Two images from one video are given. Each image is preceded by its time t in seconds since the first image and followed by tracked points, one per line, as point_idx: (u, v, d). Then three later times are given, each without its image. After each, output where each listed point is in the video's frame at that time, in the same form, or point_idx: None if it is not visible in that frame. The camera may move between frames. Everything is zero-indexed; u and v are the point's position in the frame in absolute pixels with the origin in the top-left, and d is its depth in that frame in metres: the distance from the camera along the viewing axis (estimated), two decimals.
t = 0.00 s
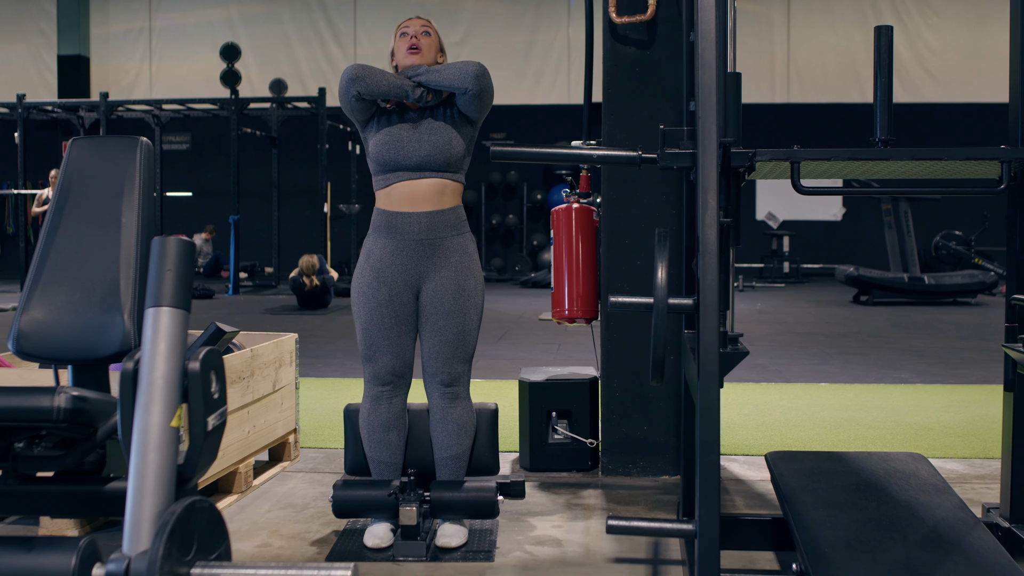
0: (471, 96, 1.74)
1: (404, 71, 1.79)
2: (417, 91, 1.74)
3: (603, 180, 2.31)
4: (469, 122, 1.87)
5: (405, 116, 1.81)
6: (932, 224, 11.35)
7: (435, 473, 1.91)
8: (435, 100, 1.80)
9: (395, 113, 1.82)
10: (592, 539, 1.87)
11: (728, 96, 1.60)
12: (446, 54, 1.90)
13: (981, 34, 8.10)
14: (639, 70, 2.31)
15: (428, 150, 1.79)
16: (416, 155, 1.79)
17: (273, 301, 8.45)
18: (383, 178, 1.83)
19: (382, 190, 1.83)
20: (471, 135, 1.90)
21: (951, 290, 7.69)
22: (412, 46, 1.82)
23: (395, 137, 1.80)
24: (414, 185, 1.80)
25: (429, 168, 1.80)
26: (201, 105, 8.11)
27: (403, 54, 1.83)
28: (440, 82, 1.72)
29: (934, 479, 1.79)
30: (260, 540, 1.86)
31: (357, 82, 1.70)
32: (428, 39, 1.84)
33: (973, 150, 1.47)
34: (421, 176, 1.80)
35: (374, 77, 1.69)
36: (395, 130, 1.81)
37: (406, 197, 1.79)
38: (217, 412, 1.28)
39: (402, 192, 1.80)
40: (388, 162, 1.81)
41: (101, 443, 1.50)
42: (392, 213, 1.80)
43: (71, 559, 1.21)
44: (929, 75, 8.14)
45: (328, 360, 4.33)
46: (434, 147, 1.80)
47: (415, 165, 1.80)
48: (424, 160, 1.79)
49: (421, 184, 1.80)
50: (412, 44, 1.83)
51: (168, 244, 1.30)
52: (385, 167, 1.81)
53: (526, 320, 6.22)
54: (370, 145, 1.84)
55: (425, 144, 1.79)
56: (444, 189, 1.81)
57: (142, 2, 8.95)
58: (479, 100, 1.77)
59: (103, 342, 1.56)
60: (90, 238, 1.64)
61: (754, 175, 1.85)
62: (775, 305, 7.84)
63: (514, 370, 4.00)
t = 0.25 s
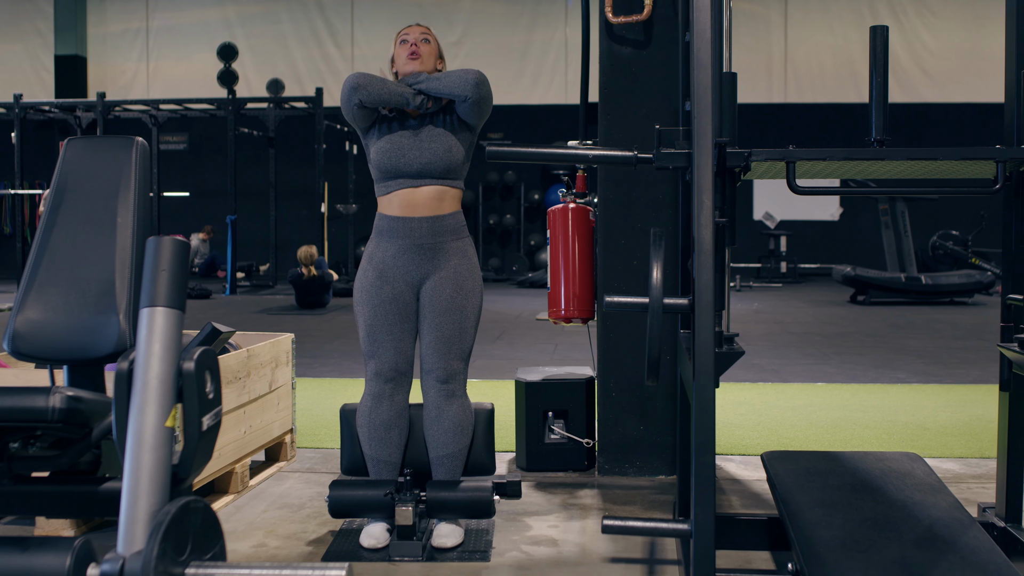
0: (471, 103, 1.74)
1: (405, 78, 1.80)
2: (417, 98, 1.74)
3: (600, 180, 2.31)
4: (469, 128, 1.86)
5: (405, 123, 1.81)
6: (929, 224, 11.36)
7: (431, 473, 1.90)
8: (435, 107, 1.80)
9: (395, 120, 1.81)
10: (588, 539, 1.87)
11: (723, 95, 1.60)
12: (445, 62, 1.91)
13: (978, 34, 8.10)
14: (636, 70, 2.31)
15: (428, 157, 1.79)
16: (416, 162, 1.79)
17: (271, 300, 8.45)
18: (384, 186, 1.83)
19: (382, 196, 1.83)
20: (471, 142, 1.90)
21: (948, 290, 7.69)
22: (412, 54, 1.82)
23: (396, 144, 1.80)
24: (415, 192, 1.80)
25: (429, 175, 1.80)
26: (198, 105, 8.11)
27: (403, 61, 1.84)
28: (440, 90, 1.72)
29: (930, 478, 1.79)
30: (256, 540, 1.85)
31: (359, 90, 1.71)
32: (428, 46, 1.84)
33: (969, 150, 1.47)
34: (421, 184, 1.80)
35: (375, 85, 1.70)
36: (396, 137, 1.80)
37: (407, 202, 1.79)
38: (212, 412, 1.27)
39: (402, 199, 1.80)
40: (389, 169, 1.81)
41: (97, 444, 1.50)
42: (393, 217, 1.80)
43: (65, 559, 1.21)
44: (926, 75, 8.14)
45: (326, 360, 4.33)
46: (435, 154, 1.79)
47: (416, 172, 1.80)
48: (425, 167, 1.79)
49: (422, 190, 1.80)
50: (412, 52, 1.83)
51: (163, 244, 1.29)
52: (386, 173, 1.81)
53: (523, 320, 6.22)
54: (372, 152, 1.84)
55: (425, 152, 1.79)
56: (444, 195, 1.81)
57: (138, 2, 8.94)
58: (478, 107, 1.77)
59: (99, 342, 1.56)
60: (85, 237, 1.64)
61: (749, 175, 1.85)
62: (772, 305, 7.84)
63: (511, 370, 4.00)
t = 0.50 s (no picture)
0: (470, 114, 1.74)
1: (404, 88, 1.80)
2: (416, 109, 1.74)
3: (596, 180, 2.31)
4: (467, 137, 1.86)
5: (405, 132, 1.81)
6: (927, 224, 11.37)
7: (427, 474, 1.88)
8: (435, 117, 1.79)
9: (395, 129, 1.81)
10: (585, 539, 1.87)
11: (719, 95, 1.60)
12: (445, 71, 1.90)
13: (975, 35, 8.11)
14: (632, 71, 2.31)
15: (428, 167, 1.79)
16: (415, 173, 1.79)
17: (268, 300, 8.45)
18: (384, 194, 1.83)
19: (381, 204, 1.83)
20: (470, 150, 1.90)
21: (945, 290, 7.69)
22: (412, 64, 1.82)
23: (395, 154, 1.80)
24: (415, 200, 1.80)
25: (429, 184, 1.80)
26: (195, 105, 8.12)
27: (403, 71, 1.84)
28: (439, 101, 1.72)
29: (926, 478, 1.80)
30: (252, 541, 1.85)
31: (358, 100, 1.71)
32: (427, 56, 1.84)
33: (964, 150, 1.47)
34: (420, 193, 1.80)
35: (376, 97, 1.70)
36: (395, 147, 1.80)
37: (406, 208, 1.80)
38: (207, 412, 1.28)
39: (402, 207, 1.80)
40: (388, 178, 1.81)
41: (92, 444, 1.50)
42: (392, 222, 1.81)
43: (61, 559, 1.21)
44: (923, 76, 8.15)
45: (323, 360, 4.33)
46: (434, 164, 1.80)
47: (414, 181, 1.80)
48: (424, 176, 1.80)
49: (421, 198, 1.80)
50: (412, 62, 1.83)
51: (158, 244, 1.29)
52: (385, 181, 1.81)
53: (521, 320, 6.22)
54: (371, 160, 1.84)
55: (424, 162, 1.79)
56: (442, 203, 1.82)
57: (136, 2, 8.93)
58: (477, 118, 1.77)
59: (94, 342, 1.56)
60: (81, 238, 1.64)
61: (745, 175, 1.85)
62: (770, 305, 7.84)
63: (508, 370, 4.00)
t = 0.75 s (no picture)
0: (468, 114, 1.74)
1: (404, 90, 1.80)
2: (415, 109, 1.74)
3: (594, 179, 2.31)
4: (465, 139, 1.86)
5: (404, 132, 1.81)
6: (926, 224, 11.37)
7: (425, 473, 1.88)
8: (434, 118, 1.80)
9: (394, 129, 1.81)
10: (583, 540, 1.87)
11: (716, 95, 1.60)
12: (444, 76, 1.91)
13: (973, 35, 8.12)
14: (630, 71, 2.31)
15: (426, 166, 1.79)
16: (413, 173, 1.79)
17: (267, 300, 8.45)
18: (381, 193, 1.83)
19: (379, 203, 1.84)
20: (468, 152, 1.90)
21: (944, 290, 7.69)
22: (412, 68, 1.82)
23: (394, 154, 1.80)
24: (413, 199, 1.80)
25: (427, 183, 1.80)
26: (194, 105, 8.13)
27: (403, 74, 1.84)
28: (438, 100, 1.72)
29: (924, 478, 1.80)
30: (250, 540, 1.86)
31: (358, 98, 1.71)
32: (427, 61, 1.84)
33: (962, 150, 1.47)
34: (417, 193, 1.80)
35: (375, 96, 1.70)
36: (394, 147, 1.80)
37: (404, 208, 1.80)
38: (203, 412, 1.28)
39: (399, 207, 1.80)
40: (386, 178, 1.81)
41: (89, 444, 1.50)
42: (390, 223, 1.81)
43: (57, 559, 1.21)
44: (922, 75, 8.15)
45: (321, 360, 4.34)
46: (432, 164, 1.80)
47: (413, 180, 1.80)
48: (422, 176, 1.80)
49: (418, 198, 1.80)
50: (412, 65, 1.83)
51: (155, 244, 1.29)
52: (383, 181, 1.81)
53: (520, 320, 6.22)
54: (370, 160, 1.84)
55: (422, 163, 1.79)
56: (440, 204, 1.82)
57: (135, 2, 8.93)
58: (475, 118, 1.77)
59: (92, 342, 1.56)
60: (78, 238, 1.64)
61: (743, 175, 1.85)
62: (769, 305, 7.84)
63: (507, 370, 4.01)
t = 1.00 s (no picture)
0: (467, 113, 1.74)
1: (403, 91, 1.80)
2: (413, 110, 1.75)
3: (592, 180, 2.31)
4: (464, 141, 1.87)
5: (402, 134, 1.82)
6: (924, 224, 11.37)
7: (423, 474, 1.88)
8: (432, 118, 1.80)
9: (393, 130, 1.82)
10: (581, 540, 1.87)
11: (713, 95, 1.60)
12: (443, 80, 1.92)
13: (972, 34, 8.11)
14: (628, 71, 2.31)
15: (425, 167, 1.79)
16: (412, 174, 1.80)
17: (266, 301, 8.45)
18: (380, 195, 1.83)
19: (378, 204, 1.84)
20: (467, 154, 1.91)
21: (942, 290, 7.70)
22: (410, 70, 1.83)
23: (392, 155, 1.80)
24: (410, 200, 1.80)
25: (425, 184, 1.81)
26: (193, 105, 8.14)
27: (402, 76, 1.85)
28: (436, 100, 1.73)
29: (921, 478, 1.80)
30: (248, 540, 1.86)
31: (357, 98, 1.72)
32: (427, 63, 1.85)
33: (958, 150, 1.47)
34: (416, 195, 1.81)
35: (374, 96, 1.71)
36: (393, 148, 1.81)
37: (402, 209, 1.80)
38: (200, 412, 1.28)
39: (397, 208, 1.80)
40: (385, 179, 1.81)
41: (86, 444, 1.51)
42: (388, 224, 1.81)
43: (54, 559, 1.21)
44: (921, 75, 8.15)
45: (320, 360, 4.34)
46: (431, 164, 1.80)
47: (411, 181, 1.80)
48: (420, 176, 1.80)
49: (416, 199, 1.80)
50: (411, 67, 1.85)
51: (151, 244, 1.29)
52: (382, 182, 1.82)
53: (518, 321, 6.23)
54: (369, 161, 1.85)
55: (421, 164, 1.79)
56: (437, 205, 1.82)
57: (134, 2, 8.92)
58: (473, 118, 1.78)
59: (90, 341, 1.56)
60: (75, 238, 1.64)
61: (740, 175, 1.85)
62: (768, 305, 7.83)
63: (505, 370, 4.01)
